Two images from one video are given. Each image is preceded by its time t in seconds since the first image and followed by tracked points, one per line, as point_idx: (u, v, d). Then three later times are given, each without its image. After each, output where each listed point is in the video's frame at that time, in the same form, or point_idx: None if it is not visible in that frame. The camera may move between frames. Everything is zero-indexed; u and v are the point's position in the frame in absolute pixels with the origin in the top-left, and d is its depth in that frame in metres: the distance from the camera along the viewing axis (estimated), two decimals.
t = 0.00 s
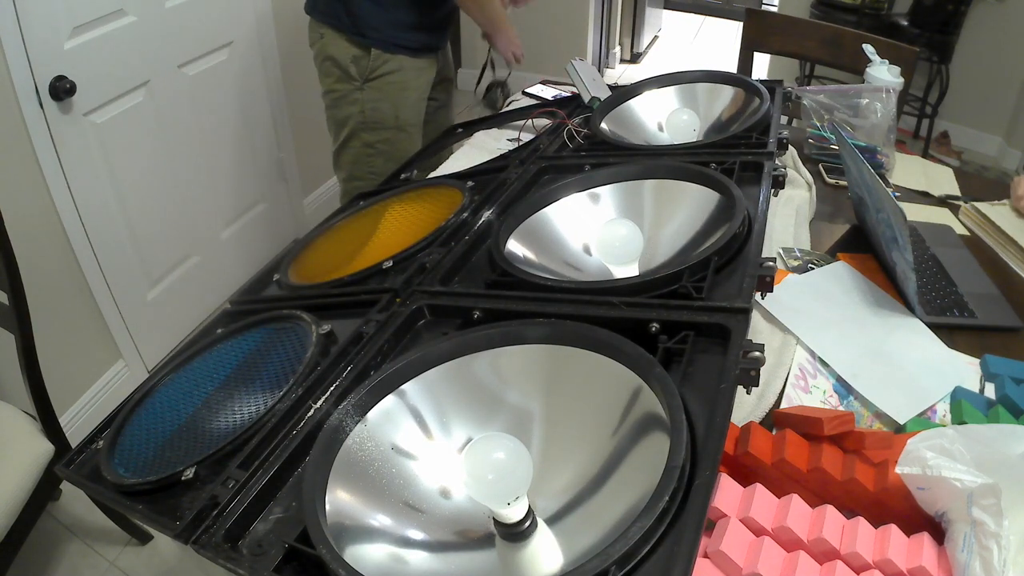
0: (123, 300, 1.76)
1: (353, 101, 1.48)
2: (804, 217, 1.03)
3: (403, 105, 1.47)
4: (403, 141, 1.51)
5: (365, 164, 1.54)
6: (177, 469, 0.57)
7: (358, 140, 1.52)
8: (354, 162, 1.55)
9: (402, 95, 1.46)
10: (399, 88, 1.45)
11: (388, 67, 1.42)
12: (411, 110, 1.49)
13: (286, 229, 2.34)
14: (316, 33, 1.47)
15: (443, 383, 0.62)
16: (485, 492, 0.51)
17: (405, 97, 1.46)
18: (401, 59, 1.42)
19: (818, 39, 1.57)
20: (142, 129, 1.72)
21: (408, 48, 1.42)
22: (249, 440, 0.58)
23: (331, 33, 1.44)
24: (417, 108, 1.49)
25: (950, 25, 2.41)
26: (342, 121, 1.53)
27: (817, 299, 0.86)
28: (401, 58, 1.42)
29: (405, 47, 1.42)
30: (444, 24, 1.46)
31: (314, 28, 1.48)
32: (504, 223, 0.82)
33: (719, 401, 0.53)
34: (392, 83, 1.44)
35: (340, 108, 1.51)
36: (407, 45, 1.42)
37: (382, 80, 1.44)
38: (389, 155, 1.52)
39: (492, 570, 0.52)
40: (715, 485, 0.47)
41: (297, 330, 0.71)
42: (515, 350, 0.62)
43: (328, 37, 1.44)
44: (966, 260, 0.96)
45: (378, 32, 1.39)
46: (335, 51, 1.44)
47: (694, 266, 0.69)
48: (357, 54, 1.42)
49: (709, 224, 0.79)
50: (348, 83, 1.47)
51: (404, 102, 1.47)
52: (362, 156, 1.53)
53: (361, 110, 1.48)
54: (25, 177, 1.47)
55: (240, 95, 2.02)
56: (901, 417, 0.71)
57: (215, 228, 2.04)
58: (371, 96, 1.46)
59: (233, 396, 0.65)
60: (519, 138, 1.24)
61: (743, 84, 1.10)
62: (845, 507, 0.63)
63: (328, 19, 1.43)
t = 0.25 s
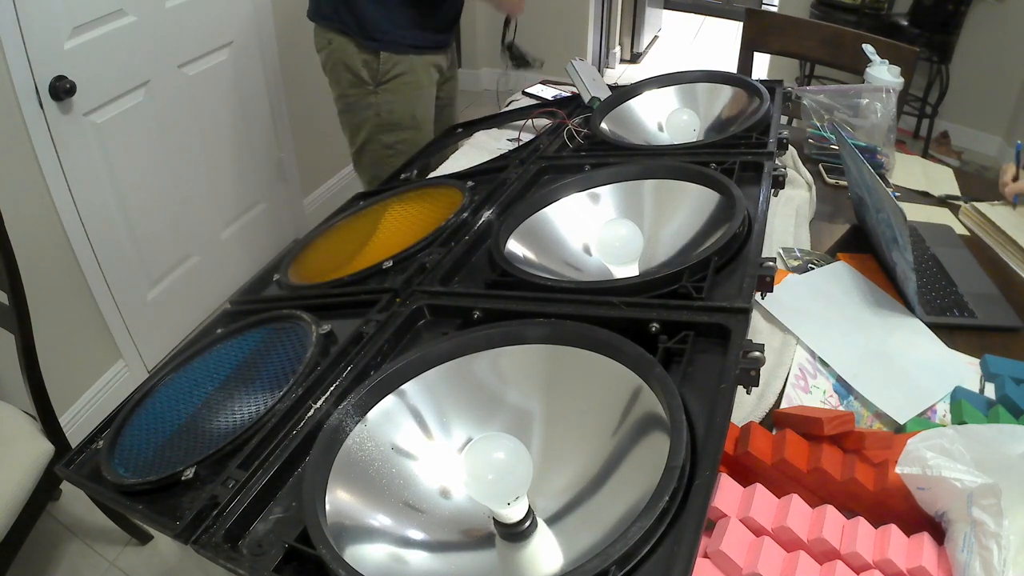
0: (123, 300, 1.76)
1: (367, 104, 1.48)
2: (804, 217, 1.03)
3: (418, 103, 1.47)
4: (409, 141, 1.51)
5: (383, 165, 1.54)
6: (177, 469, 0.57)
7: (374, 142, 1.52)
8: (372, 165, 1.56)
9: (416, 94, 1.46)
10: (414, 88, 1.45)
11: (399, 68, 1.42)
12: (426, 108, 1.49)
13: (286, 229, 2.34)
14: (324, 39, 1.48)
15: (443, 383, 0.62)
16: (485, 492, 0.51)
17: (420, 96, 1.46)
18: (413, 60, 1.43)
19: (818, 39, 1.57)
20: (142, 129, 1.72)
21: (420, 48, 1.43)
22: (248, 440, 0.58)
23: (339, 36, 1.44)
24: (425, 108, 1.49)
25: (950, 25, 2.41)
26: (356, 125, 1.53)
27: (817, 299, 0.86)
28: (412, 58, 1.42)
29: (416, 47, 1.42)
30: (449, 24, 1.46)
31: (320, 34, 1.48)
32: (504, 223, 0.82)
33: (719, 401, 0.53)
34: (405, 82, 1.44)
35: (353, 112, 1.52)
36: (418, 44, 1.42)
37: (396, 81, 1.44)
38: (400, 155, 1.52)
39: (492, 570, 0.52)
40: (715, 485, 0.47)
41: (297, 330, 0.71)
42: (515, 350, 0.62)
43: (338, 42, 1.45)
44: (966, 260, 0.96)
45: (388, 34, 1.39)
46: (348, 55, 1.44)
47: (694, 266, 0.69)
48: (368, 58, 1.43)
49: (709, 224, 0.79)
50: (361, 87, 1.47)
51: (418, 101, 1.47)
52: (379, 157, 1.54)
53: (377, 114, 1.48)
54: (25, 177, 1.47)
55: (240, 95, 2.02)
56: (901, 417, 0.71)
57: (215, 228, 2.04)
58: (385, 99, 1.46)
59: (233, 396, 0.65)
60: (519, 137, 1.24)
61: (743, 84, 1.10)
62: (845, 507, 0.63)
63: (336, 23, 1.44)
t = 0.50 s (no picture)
0: (123, 300, 1.76)
1: (367, 108, 1.49)
2: (804, 218, 1.03)
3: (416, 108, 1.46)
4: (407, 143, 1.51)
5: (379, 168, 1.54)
6: (177, 469, 0.57)
7: (372, 145, 1.53)
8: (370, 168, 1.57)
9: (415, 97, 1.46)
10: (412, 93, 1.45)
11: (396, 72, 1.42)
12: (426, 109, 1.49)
13: (286, 229, 2.34)
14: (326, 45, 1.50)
15: (443, 383, 0.62)
16: (485, 492, 0.51)
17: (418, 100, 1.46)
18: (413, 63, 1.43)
19: (818, 39, 1.57)
20: (142, 129, 1.72)
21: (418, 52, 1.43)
22: (249, 440, 0.58)
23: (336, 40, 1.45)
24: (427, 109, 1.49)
25: (950, 25, 2.41)
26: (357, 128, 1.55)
27: (817, 298, 0.86)
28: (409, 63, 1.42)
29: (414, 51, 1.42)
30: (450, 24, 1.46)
31: (320, 40, 1.50)
32: (504, 223, 0.82)
33: (719, 401, 0.53)
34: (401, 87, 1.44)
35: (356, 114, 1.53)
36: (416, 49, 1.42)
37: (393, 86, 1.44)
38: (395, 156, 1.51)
39: (492, 570, 0.52)
40: (715, 485, 0.47)
41: (297, 330, 0.71)
42: (515, 350, 0.62)
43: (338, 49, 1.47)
44: (966, 260, 0.96)
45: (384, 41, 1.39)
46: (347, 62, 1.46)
47: (694, 266, 0.69)
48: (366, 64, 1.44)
49: (709, 224, 0.79)
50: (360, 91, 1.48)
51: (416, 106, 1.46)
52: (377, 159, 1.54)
53: (375, 117, 1.49)
54: (25, 177, 1.47)
55: (240, 95, 2.02)
56: (901, 417, 0.71)
57: (215, 228, 2.04)
58: (382, 103, 1.46)
59: (233, 395, 0.65)
60: (519, 138, 1.24)
61: (743, 84, 1.10)
62: (845, 507, 0.63)
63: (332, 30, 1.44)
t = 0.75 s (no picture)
0: (123, 300, 1.76)
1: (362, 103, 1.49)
2: (804, 218, 1.03)
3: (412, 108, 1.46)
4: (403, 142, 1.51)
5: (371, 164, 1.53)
6: (177, 469, 0.57)
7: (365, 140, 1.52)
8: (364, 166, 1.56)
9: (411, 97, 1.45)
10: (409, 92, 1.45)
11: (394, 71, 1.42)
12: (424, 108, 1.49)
13: (286, 229, 2.34)
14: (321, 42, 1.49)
15: (443, 383, 0.62)
16: (485, 492, 0.51)
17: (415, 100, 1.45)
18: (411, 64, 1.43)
19: (818, 39, 1.57)
20: (142, 129, 1.72)
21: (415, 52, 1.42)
22: (248, 441, 0.58)
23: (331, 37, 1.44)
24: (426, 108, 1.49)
25: (950, 25, 2.41)
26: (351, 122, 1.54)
27: (817, 298, 0.86)
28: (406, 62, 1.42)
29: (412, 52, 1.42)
30: (450, 25, 1.47)
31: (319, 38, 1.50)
32: (504, 223, 0.82)
33: (719, 401, 0.53)
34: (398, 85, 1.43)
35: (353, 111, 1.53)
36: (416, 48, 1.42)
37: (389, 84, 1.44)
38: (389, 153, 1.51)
39: (492, 570, 0.52)
40: (715, 485, 0.47)
41: (297, 330, 0.71)
42: (515, 350, 0.62)
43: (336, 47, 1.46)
44: (966, 260, 0.96)
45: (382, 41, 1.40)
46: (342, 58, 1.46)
47: (694, 266, 0.69)
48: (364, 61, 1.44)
49: (709, 224, 0.79)
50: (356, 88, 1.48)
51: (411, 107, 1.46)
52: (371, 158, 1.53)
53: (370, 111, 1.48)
54: (25, 177, 1.47)
55: (241, 95, 2.02)
56: (901, 417, 0.71)
57: (215, 228, 2.04)
58: (379, 100, 1.46)
59: (233, 396, 0.65)
60: (519, 138, 1.24)
61: (743, 84, 1.10)
62: (845, 507, 0.63)
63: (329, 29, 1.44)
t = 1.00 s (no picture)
0: (123, 300, 1.76)
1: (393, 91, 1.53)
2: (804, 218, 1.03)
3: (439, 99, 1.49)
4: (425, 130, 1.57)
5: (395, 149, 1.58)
6: (177, 469, 0.57)
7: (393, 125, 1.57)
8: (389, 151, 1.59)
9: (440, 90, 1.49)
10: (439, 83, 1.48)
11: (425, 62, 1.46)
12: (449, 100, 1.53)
13: (286, 229, 2.34)
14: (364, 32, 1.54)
15: (443, 383, 0.62)
16: (485, 492, 0.51)
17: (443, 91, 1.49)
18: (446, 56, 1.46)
19: (818, 39, 1.57)
20: (142, 129, 1.72)
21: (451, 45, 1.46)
22: (248, 441, 0.58)
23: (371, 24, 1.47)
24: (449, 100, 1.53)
25: (951, 25, 2.41)
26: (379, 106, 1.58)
27: (817, 298, 0.86)
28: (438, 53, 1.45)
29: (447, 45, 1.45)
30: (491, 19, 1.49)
31: (359, 24, 1.53)
32: (504, 223, 0.82)
33: (719, 401, 0.53)
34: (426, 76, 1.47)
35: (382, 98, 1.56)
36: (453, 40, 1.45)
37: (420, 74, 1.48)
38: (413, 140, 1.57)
39: (492, 570, 0.52)
40: (715, 485, 0.47)
41: (297, 330, 0.71)
42: (515, 350, 0.62)
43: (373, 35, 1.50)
44: (966, 259, 0.96)
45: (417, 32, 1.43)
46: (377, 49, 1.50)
47: (694, 266, 0.69)
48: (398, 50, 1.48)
49: (708, 224, 0.80)
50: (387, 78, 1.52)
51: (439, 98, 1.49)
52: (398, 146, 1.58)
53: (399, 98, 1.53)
54: (25, 177, 1.47)
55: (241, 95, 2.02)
56: (901, 417, 0.71)
57: (215, 228, 2.04)
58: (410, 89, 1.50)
59: (233, 395, 0.65)
60: (519, 138, 1.24)
61: (743, 84, 1.10)
62: (845, 507, 0.63)
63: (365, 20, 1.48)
